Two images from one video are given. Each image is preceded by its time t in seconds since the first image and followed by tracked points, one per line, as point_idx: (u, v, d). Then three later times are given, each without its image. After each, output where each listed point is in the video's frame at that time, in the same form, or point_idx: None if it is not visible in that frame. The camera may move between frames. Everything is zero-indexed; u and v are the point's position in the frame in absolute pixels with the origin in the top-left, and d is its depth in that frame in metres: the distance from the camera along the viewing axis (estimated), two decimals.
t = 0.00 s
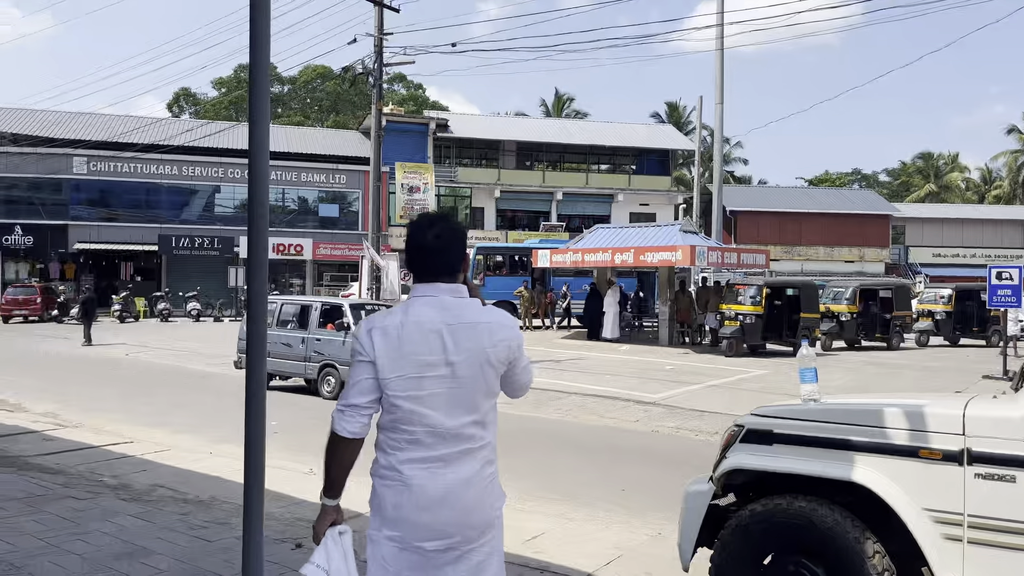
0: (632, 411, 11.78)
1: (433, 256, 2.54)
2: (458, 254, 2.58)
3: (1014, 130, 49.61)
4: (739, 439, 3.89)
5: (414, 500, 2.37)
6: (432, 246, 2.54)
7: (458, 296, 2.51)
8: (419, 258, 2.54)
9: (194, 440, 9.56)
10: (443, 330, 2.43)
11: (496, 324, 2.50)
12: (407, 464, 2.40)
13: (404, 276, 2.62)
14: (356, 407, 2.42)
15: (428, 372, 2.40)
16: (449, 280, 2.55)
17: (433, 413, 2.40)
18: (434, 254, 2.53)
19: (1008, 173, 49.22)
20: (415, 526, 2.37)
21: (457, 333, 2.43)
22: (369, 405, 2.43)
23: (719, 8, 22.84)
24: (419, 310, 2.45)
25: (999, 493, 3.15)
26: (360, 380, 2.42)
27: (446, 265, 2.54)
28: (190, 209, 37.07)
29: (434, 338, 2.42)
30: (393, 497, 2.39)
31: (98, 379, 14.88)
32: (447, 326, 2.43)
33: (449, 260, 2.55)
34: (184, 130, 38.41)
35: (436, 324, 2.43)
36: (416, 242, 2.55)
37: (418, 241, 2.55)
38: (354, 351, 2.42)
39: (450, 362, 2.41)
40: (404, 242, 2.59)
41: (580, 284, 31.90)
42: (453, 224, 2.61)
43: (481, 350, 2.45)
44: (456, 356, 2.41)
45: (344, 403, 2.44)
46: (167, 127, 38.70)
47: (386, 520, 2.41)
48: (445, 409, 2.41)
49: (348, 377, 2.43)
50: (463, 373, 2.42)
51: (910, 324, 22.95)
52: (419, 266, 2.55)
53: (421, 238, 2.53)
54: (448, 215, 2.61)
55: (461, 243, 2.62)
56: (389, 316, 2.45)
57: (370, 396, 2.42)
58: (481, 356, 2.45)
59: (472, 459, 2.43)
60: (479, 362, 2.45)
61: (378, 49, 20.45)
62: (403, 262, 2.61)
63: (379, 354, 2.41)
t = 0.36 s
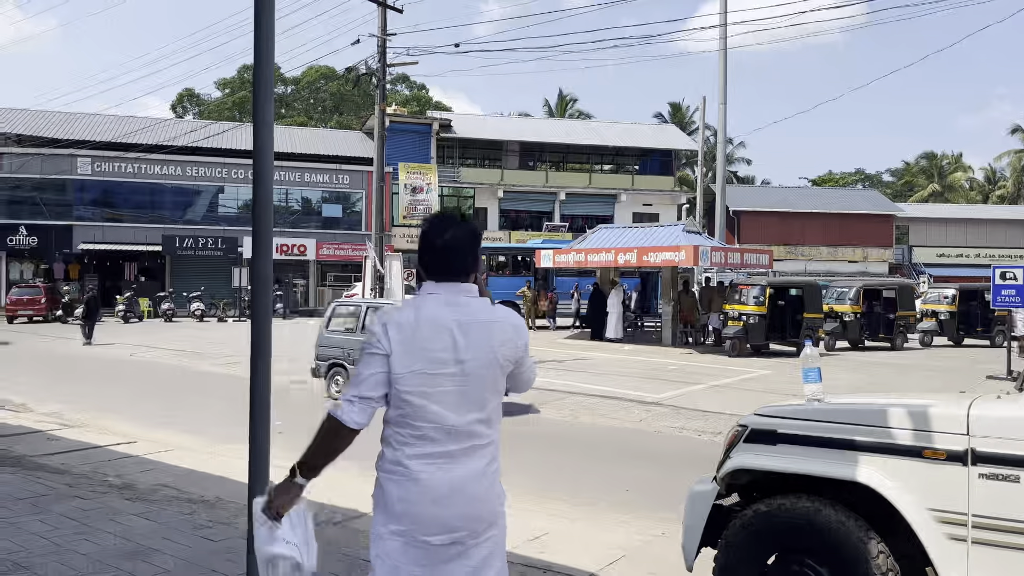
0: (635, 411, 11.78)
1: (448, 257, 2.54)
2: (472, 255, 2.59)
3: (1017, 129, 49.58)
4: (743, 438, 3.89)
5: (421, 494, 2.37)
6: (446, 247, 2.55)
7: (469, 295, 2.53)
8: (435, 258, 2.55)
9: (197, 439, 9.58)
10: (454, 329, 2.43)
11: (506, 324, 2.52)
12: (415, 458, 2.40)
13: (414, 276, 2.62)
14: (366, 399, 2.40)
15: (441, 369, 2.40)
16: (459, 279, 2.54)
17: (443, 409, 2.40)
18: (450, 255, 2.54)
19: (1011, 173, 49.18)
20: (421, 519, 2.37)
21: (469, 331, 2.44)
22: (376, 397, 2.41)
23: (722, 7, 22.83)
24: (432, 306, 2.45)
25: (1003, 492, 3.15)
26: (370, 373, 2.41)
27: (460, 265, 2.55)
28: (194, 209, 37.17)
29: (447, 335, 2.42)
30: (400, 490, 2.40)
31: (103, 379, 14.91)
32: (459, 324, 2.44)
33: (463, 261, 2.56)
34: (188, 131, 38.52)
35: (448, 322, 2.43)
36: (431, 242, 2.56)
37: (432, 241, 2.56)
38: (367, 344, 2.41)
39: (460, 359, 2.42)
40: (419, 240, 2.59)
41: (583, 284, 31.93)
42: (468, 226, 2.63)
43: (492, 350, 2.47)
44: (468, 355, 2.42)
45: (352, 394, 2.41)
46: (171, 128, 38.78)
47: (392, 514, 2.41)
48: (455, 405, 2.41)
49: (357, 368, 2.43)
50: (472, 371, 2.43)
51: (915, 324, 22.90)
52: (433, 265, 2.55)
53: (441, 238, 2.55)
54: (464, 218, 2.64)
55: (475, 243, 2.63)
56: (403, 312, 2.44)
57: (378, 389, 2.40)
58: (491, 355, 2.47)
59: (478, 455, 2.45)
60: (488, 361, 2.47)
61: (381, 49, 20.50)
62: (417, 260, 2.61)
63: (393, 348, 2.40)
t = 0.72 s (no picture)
0: (635, 411, 11.77)
1: (455, 260, 2.54)
2: (480, 258, 2.58)
3: (1018, 129, 49.56)
4: (744, 439, 3.89)
5: (417, 493, 2.38)
6: (454, 248, 2.54)
7: (473, 298, 2.51)
8: (442, 259, 2.54)
9: (197, 440, 9.58)
10: (456, 331, 2.42)
11: (510, 329, 2.50)
12: (412, 457, 2.40)
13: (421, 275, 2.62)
14: (363, 393, 2.40)
15: (441, 371, 2.40)
16: (465, 282, 2.54)
17: (441, 412, 2.39)
18: (455, 258, 2.54)
19: (1012, 173, 49.14)
20: (415, 515, 2.38)
21: (470, 334, 2.43)
22: (373, 392, 2.41)
23: (722, 6, 22.82)
24: (436, 308, 2.45)
25: (1004, 492, 3.15)
26: (368, 368, 2.41)
27: (466, 268, 2.54)
28: (194, 209, 37.18)
29: (448, 337, 2.41)
30: (397, 488, 2.41)
31: (103, 379, 14.90)
32: (461, 326, 2.43)
33: (469, 264, 2.55)
34: (189, 131, 38.52)
35: (450, 323, 2.43)
36: (439, 243, 2.55)
37: (440, 242, 2.55)
38: (368, 339, 2.41)
39: (461, 363, 2.41)
40: (427, 241, 2.59)
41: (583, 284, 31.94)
42: (479, 228, 2.61)
43: (494, 354, 2.46)
44: (468, 359, 2.41)
45: (348, 386, 2.41)
46: (171, 128, 38.79)
47: (390, 510, 2.42)
48: (453, 407, 2.40)
49: (355, 364, 2.42)
50: (473, 375, 2.42)
51: (915, 324, 22.90)
52: (440, 268, 2.54)
53: (449, 240, 2.54)
54: (476, 219, 2.62)
55: (482, 246, 2.61)
56: (405, 310, 2.44)
57: (376, 385, 2.41)
58: (492, 359, 2.45)
59: (477, 456, 2.45)
60: (490, 366, 2.46)
61: (381, 49, 20.50)
62: (424, 260, 2.60)
63: (395, 348, 2.40)
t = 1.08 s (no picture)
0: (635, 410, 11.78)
1: (458, 262, 2.51)
2: (481, 262, 2.56)
3: (1016, 128, 49.61)
4: (746, 437, 3.89)
5: (418, 493, 2.37)
6: (456, 252, 2.52)
7: (474, 301, 2.49)
8: (446, 263, 2.52)
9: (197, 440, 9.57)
10: (455, 334, 2.41)
11: (510, 333, 2.48)
12: (412, 455, 2.40)
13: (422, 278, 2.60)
14: (357, 393, 2.39)
15: (439, 374, 2.38)
16: (466, 285, 2.52)
17: (439, 414, 2.39)
18: (457, 260, 2.52)
19: (1010, 172, 49.16)
20: (414, 515, 2.38)
21: (470, 338, 2.41)
22: (370, 394, 2.41)
23: (721, 6, 22.84)
24: (434, 311, 2.43)
25: (1009, 491, 3.14)
26: (366, 370, 2.40)
27: (466, 271, 2.52)
28: (192, 209, 37.15)
29: (446, 340, 2.40)
30: (395, 489, 2.40)
31: (103, 379, 14.87)
32: (461, 329, 2.42)
33: (470, 264, 2.52)
34: (188, 130, 38.47)
35: (449, 326, 2.41)
36: (439, 246, 2.53)
37: (441, 245, 2.54)
38: (367, 340, 2.40)
39: (460, 366, 2.39)
40: (431, 243, 2.57)
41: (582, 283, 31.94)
42: (480, 229, 2.59)
43: (493, 356, 2.44)
44: (467, 363, 2.40)
45: (344, 386, 2.40)
46: (170, 128, 38.74)
47: (390, 509, 2.42)
48: (451, 410, 2.39)
49: (352, 364, 2.42)
50: (473, 378, 2.40)
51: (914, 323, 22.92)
52: (441, 268, 2.53)
53: (450, 242, 2.52)
54: (480, 223, 2.62)
55: (484, 249, 2.59)
56: (406, 311, 2.43)
57: (373, 387, 2.40)
58: (492, 362, 2.43)
59: (476, 458, 2.43)
60: (490, 369, 2.44)
61: (381, 48, 20.49)
62: (425, 262, 2.60)
63: (394, 350, 2.39)
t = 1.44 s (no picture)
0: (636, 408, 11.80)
1: (458, 263, 2.50)
2: (480, 261, 2.55)
3: (1014, 126, 49.67)
4: (748, 437, 3.88)
5: (417, 495, 2.36)
6: (456, 252, 2.51)
7: (474, 302, 2.48)
8: (446, 262, 2.51)
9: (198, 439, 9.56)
10: (454, 335, 2.39)
11: (509, 334, 2.46)
12: (411, 455, 2.39)
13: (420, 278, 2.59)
14: (357, 396, 2.38)
15: (438, 374, 2.36)
16: (466, 285, 2.51)
17: (437, 414, 2.37)
18: (455, 260, 2.50)
19: (1008, 171, 49.31)
20: (413, 516, 2.37)
21: (467, 338, 2.40)
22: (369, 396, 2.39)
23: (719, 5, 22.86)
24: (433, 311, 2.42)
25: (1011, 491, 3.13)
26: (365, 370, 2.38)
27: (465, 271, 2.51)
28: (191, 208, 37.10)
29: (444, 341, 2.38)
30: (394, 490, 2.40)
31: (102, 379, 14.84)
32: (459, 330, 2.40)
33: (469, 265, 2.52)
34: (186, 129, 38.46)
35: (447, 327, 2.39)
36: (439, 247, 2.52)
37: (441, 245, 2.52)
38: (366, 342, 2.39)
39: (459, 366, 2.38)
40: (431, 241, 2.55)
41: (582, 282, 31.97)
42: (479, 230, 2.59)
43: (492, 355, 2.42)
44: (465, 362, 2.38)
45: (343, 389, 2.39)
46: (169, 127, 38.71)
47: (388, 510, 2.41)
48: (449, 410, 2.38)
49: (350, 366, 2.40)
50: (471, 379, 2.39)
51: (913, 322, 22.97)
52: (441, 268, 2.51)
53: (449, 241, 2.51)
54: (478, 221, 2.61)
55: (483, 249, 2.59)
56: (405, 311, 2.41)
57: (374, 388, 2.39)
58: (491, 361, 2.42)
59: (474, 460, 2.42)
60: (488, 369, 2.42)
61: (380, 47, 20.50)
62: (424, 261, 2.58)
63: (392, 351, 2.38)
